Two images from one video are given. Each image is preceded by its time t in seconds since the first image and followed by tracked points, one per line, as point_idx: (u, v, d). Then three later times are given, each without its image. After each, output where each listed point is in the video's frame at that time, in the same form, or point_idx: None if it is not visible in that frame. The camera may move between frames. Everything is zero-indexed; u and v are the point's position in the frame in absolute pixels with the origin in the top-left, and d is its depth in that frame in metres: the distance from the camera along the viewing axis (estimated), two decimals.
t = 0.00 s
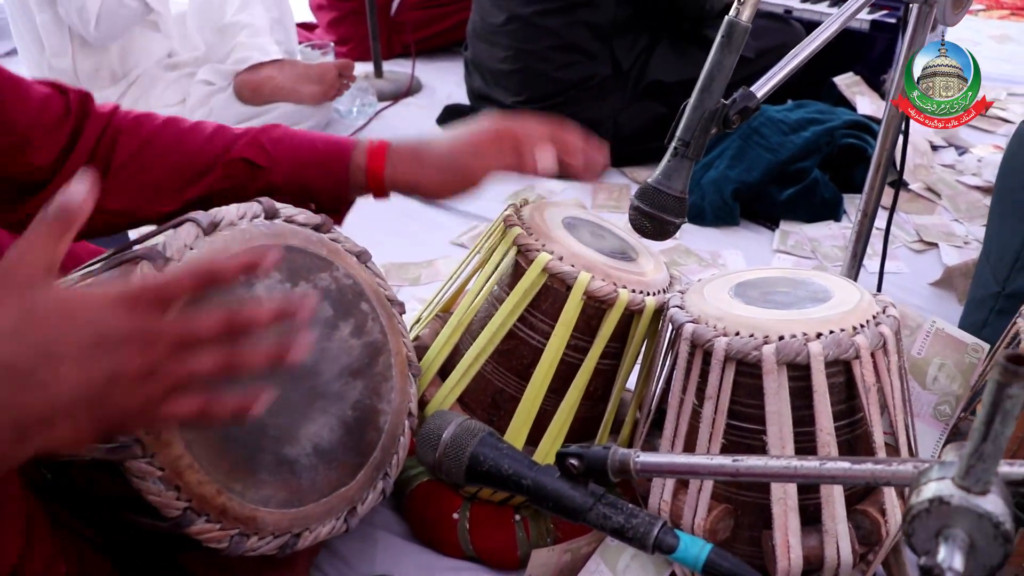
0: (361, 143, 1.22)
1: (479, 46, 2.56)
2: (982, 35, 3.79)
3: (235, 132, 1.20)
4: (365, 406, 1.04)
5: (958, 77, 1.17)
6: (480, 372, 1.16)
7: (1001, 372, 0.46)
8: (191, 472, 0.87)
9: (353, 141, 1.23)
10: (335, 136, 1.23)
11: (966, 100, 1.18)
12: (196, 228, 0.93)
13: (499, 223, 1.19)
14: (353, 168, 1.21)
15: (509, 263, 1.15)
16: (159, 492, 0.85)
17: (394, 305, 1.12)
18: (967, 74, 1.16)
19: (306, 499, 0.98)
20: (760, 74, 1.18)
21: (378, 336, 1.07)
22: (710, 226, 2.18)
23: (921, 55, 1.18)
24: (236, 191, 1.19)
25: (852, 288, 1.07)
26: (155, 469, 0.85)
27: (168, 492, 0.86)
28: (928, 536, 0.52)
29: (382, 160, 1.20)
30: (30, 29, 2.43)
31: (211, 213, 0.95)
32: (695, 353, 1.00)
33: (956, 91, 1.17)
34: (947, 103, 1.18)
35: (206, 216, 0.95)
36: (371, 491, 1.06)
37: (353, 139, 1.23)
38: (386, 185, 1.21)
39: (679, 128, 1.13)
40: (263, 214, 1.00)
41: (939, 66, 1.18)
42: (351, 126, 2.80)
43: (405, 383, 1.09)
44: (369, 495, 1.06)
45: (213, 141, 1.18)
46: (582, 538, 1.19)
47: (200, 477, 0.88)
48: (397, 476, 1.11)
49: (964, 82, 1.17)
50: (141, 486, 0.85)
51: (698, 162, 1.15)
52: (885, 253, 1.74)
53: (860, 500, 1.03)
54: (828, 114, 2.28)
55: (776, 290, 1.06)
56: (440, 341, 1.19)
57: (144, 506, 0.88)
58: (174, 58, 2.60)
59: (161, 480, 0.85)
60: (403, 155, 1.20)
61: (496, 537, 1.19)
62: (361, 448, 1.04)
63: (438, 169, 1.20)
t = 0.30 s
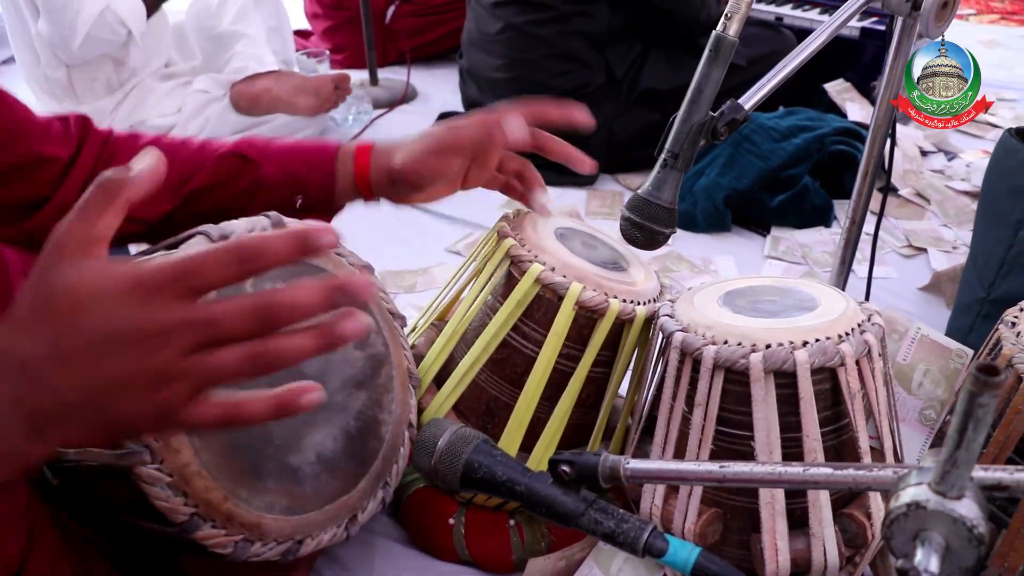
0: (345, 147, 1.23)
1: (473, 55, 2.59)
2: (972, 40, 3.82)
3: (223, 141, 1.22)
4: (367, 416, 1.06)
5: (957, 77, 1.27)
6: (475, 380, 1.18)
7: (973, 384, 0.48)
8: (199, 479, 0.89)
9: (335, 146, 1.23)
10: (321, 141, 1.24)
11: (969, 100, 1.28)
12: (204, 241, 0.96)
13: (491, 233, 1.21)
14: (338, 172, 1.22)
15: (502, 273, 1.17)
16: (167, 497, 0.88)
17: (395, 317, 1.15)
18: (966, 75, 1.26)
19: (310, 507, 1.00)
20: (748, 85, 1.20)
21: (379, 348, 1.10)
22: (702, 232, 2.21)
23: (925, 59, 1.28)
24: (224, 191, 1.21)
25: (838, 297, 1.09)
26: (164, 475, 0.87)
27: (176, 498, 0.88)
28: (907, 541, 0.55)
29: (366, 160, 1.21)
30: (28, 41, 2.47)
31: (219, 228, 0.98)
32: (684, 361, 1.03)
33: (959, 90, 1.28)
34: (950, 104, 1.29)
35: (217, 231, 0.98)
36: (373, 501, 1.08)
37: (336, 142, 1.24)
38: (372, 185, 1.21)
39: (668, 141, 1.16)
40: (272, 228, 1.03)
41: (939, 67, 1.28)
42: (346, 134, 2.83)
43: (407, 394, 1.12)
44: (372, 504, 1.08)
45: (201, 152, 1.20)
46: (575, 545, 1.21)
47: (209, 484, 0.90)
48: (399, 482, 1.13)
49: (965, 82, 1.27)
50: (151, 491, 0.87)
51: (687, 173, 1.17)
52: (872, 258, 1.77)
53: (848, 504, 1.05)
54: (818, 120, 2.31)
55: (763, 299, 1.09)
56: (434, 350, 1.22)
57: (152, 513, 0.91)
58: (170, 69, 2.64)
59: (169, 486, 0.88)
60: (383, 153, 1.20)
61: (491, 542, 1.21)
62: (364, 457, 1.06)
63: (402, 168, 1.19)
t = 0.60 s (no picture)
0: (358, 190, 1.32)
1: (470, 51, 2.60)
2: (969, 36, 3.84)
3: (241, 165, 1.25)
4: (363, 408, 1.08)
5: (956, 77, 1.46)
6: (472, 373, 1.20)
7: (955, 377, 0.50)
8: (194, 469, 0.91)
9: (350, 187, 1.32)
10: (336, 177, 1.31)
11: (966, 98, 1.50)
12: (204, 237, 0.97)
13: (489, 229, 1.23)
14: (354, 212, 1.31)
15: (499, 267, 1.19)
16: (164, 488, 0.90)
17: (393, 311, 1.17)
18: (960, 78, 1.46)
19: (305, 495, 1.02)
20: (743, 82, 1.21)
21: (375, 340, 1.11)
22: (698, 228, 2.23)
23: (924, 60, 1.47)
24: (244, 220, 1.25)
25: (830, 292, 1.11)
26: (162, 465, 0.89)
27: (174, 488, 0.90)
28: (892, 531, 0.57)
29: (380, 206, 1.31)
30: (28, 37, 2.45)
31: (217, 223, 1.00)
32: (678, 356, 1.05)
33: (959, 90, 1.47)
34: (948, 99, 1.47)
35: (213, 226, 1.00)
36: (368, 489, 1.10)
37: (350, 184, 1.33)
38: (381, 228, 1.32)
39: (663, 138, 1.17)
40: (266, 223, 1.05)
41: (939, 68, 1.46)
42: (344, 129, 2.85)
43: (398, 384, 1.13)
44: (366, 493, 1.09)
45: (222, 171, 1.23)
46: (569, 535, 1.22)
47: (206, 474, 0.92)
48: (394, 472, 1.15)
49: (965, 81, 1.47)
50: (150, 482, 0.89)
51: (682, 170, 1.19)
52: (866, 254, 1.79)
53: (837, 496, 1.07)
54: (814, 117, 2.33)
55: (755, 295, 1.10)
56: (432, 343, 1.23)
57: (151, 503, 0.93)
58: (171, 63, 2.67)
59: (167, 476, 0.90)
60: (398, 204, 1.31)
61: (487, 533, 1.23)
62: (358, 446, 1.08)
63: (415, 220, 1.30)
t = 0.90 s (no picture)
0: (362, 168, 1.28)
1: (469, 49, 2.61)
2: (964, 32, 3.86)
3: (238, 151, 1.24)
4: (350, 399, 1.09)
5: (956, 77, 1.71)
6: (467, 371, 1.22)
7: (932, 380, 0.52)
8: (183, 464, 0.94)
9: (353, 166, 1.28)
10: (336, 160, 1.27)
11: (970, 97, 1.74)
12: (187, 236, 0.99)
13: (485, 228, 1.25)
14: (351, 193, 1.25)
15: (494, 267, 1.21)
16: (152, 482, 0.92)
17: (379, 304, 1.18)
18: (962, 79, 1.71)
19: (296, 488, 1.04)
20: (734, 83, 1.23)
21: (361, 333, 1.12)
22: (692, 224, 2.25)
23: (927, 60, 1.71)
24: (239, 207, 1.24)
25: (817, 292, 1.13)
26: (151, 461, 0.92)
27: (163, 483, 0.93)
28: (870, 527, 0.59)
29: (380, 187, 1.26)
30: (30, 33, 2.48)
31: (200, 220, 1.01)
32: (667, 354, 1.07)
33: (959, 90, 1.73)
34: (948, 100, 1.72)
35: (196, 224, 1.01)
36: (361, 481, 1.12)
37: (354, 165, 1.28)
38: (381, 207, 1.27)
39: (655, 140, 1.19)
40: (250, 220, 1.06)
41: (941, 67, 1.71)
42: (342, 125, 2.87)
43: (394, 381, 1.16)
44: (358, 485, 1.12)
45: (215, 158, 1.22)
46: (563, 528, 1.26)
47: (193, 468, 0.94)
48: (384, 462, 1.17)
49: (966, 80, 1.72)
50: (138, 477, 0.92)
51: (673, 171, 1.21)
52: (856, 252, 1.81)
53: (823, 491, 1.09)
54: (807, 114, 2.35)
55: (743, 294, 1.13)
56: (428, 341, 1.26)
57: (141, 497, 0.95)
58: (168, 56, 2.66)
59: (156, 471, 0.92)
60: (401, 185, 1.25)
61: (483, 527, 1.25)
62: (347, 438, 1.10)
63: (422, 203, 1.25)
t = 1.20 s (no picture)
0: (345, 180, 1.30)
1: (465, 56, 2.64)
2: (957, 37, 3.89)
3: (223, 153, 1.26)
4: (350, 411, 1.12)
5: (956, 77, 1.91)
6: (464, 380, 1.24)
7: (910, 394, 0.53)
8: (187, 473, 0.96)
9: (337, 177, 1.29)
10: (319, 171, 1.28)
11: (968, 98, 1.95)
12: (193, 251, 1.01)
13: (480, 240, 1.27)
14: (333, 207, 1.27)
15: (488, 280, 1.23)
16: (156, 490, 0.94)
17: (379, 317, 1.21)
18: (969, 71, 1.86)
19: (296, 497, 1.07)
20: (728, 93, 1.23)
21: (363, 346, 1.15)
22: (686, 231, 2.27)
23: (928, 62, 1.89)
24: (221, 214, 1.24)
25: (805, 301, 1.16)
26: (155, 471, 0.94)
27: (167, 492, 0.95)
28: (853, 535, 0.60)
29: (361, 205, 1.27)
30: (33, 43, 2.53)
31: (206, 237, 1.04)
32: (660, 364, 1.09)
33: (957, 91, 1.92)
34: (948, 100, 1.90)
35: (202, 240, 1.04)
36: (357, 491, 1.15)
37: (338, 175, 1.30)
38: (360, 227, 1.28)
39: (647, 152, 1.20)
40: (254, 235, 1.08)
41: (939, 67, 1.89)
42: (339, 131, 2.89)
43: (389, 390, 1.18)
44: (355, 494, 1.14)
45: (200, 164, 1.23)
46: (556, 534, 1.28)
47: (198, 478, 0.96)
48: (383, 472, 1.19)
49: (963, 82, 1.91)
50: (143, 487, 0.94)
51: (666, 182, 1.22)
52: (847, 258, 1.83)
53: (812, 498, 1.11)
54: (800, 121, 2.37)
55: (733, 304, 1.15)
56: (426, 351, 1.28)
57: (145, 504, 0.97)
58: (167, 62, 2.73)
59: (160, 481, 0.94)
60: (382, 205, 1.27)
61: (479, 533, 1.27)
62: (349, 447, 1.12)
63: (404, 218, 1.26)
